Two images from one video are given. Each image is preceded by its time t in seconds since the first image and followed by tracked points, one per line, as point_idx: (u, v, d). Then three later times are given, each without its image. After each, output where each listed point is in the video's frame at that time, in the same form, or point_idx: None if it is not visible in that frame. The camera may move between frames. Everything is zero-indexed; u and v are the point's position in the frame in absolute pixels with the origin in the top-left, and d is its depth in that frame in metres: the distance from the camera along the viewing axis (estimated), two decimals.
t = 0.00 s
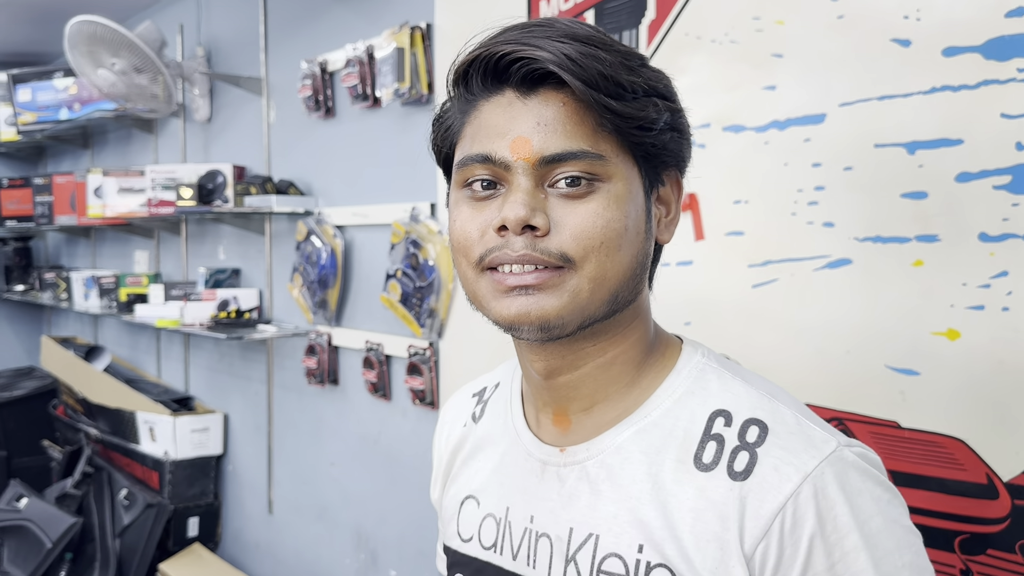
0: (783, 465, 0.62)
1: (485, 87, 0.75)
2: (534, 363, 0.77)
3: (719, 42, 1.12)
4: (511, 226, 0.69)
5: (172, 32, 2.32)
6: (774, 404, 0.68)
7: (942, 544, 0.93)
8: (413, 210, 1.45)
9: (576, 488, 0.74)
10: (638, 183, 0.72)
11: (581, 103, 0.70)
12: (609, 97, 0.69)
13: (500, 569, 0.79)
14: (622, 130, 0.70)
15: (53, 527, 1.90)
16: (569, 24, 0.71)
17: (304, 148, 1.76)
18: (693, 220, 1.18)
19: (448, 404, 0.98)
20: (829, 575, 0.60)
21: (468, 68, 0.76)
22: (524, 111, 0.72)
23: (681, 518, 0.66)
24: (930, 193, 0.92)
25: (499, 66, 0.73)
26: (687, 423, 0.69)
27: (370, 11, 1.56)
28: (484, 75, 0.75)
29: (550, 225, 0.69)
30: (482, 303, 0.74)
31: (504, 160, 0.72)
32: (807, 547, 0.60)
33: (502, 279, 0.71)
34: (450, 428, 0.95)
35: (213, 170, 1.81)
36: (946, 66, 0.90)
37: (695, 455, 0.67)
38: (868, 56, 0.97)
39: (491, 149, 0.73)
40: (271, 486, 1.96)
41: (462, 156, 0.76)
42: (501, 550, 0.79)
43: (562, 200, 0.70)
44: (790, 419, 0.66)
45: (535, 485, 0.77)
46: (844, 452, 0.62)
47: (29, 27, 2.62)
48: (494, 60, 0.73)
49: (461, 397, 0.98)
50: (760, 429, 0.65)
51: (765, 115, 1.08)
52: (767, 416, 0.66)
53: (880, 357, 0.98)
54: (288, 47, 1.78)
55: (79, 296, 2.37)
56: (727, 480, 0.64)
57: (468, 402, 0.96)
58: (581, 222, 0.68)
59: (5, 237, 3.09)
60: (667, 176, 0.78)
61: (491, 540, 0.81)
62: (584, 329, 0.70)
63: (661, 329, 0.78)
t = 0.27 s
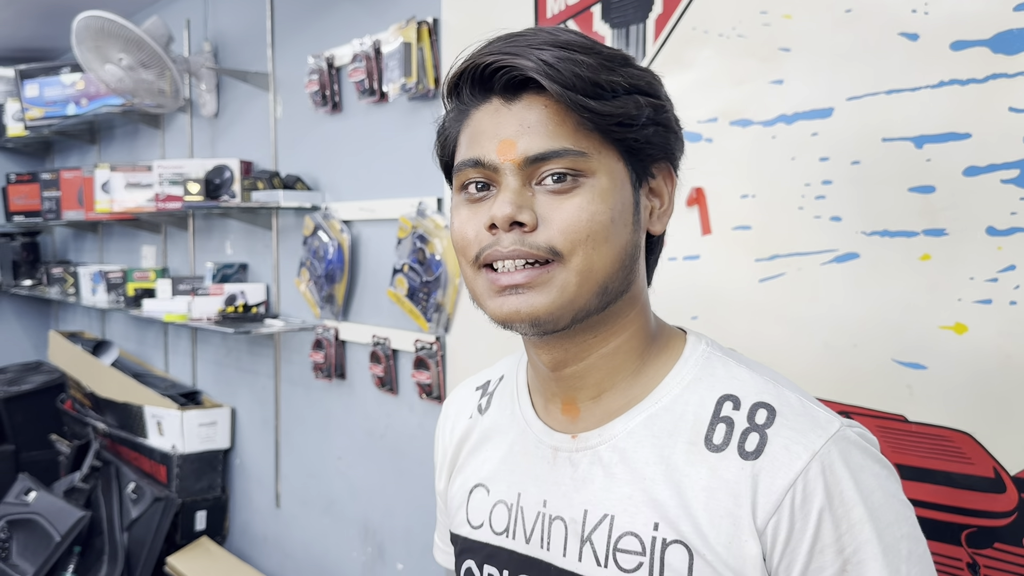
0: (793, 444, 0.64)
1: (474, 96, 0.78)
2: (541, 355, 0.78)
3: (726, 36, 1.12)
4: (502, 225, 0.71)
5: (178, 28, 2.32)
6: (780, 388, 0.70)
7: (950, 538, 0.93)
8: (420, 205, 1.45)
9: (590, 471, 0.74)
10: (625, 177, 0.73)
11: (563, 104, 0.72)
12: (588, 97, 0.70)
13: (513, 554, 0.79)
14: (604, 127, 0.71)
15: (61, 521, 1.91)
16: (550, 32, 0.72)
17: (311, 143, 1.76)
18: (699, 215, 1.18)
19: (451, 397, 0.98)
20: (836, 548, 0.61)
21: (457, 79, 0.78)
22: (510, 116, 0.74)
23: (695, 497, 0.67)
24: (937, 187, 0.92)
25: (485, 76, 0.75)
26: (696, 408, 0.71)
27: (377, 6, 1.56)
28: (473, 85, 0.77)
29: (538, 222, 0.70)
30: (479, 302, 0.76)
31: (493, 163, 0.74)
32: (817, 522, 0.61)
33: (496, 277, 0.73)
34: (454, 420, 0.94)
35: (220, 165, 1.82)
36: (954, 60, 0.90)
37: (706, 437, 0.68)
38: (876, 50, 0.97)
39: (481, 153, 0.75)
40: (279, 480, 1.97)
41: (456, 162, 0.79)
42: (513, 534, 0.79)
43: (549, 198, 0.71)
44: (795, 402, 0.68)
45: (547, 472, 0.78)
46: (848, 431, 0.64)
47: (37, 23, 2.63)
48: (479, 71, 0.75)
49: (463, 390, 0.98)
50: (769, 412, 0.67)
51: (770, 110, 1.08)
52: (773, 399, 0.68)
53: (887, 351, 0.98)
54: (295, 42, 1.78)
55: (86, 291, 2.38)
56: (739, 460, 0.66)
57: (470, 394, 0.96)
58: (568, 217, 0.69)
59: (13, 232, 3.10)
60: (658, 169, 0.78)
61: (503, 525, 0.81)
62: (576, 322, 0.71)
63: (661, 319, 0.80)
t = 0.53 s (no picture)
0: (771, 440, 0.64)
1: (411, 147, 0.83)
2: (528, 359, 0.80)
3: (730, 31, 1.12)
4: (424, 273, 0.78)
5: (182, 23, 2.32)
6: (764, 386, 0.70)
7: (952, 533, 0.93)
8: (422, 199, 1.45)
9: (579, 462, 0.75)
10: (516, 201, 0.72)
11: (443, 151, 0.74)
12: (449, 144, 0.72)
13: (509, 540, 0.79)
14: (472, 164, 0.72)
15: (65, 515, 1.92)
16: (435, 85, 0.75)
17: (314, 138, 1.76)
18: (703, 209, 1.18)
19: (462, 389, 0.98)
20: (811, 543, 0.61)
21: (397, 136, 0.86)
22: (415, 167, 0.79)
23: (675, 490, 0.67)
24: (941, 182, 0.92)
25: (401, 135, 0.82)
26: (680, 405, 0.71)
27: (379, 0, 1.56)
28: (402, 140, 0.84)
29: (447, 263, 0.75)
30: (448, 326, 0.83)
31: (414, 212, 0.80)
32: (792, 516, 0.62)
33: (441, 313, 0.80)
34: (462, 412, 0.95)
35: (223, 160, 1.82)
36: (957, 55, 0.90)
37: (688, 431, 0.69)
38: (879, 45, 0.97)
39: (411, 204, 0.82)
40: (282, 474, 1.97)
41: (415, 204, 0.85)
42: (510, 520, 0.80)
43: (452, 237, 0.75)
44: (778, 400, 0.68)
45: (543, 462, 0.78)
46: (827, 429, 0.64)
47: (41, 19, 2.63)
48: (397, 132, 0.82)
49: (474, 383, 0.98)
50: (751, 410, 0.67)
51: (773, 105, 1.08)
52: (757, 397, 0.68)
53: (891, 346, 0.98)
54: (298, 38, 1.78)
55: (90, 286, 2.39)
56: (718, 455, 0.66)
57: (482, 386, 0.96)
58: (466, 257, 0.73)
59: (17, 227, 3.11)
60: (569, 173, 0.73)
61: (502, 512, 0.81)
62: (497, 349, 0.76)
63: (637, 316, 0.78)
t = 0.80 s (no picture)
0: (730, 425, 0.65)
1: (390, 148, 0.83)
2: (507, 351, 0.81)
3: (732, 24, 1.12)
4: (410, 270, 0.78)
5: (184, 17, 2.32)
6: (728, 372, 0.70)
7: (954, 527, 0.93)
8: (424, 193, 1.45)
9: (551, 446, 0.77)
10: (497, 197, 0.73)
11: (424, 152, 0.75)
12: (426, 146, 0.73)
13: (489, 525, 0.81)
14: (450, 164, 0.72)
15: (68, 508, 1.93)
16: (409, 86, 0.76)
17: (315, 132, 1.76)
18: (704, 203, 1.18)
19: (454, 382, 1.00)
20: (769, 526, 0.62)
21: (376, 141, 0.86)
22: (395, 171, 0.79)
23: (639, 473, 0.69)
24: (943, 175, 0.92)
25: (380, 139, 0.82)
26: (647, 391, 0.72)
27: None
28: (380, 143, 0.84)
29: (433, 260, 0.76)
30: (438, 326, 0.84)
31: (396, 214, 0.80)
32: (750, 499, 0.62)
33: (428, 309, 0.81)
34: (454, 403, 0.97)
35: (225, 154, 1.82)
36: (960, 48, 0.90)
37: (654, 417, 0.70)
38: (882, 38, 0.96)
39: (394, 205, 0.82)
40: (285, 467, 1.98)
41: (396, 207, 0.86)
42: (490, 505, 0.82)
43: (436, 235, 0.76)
44: (740, 384, 0.68)
45: (522, 448, 0.80)
46: (787, 414, 0.65)
47: (43, 13, 2.63)
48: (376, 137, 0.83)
49: (465, 375, 1.00)
50: (713, 395, 0.68)
51: (776, 98, 1.08)
52: (721, 382, 0.69)
53: (892, 340, 0.98)
54: (300, 32, 1.78)
55: (93, 280, 2.40)
56: (680, 439, 0.67)
57: (472, 377, 0.98)
58: (452, 253, 0.73)
59: (19, 221, 3.11)
60: (546, 168, 0.74)
61: (484, 497, 0.82)
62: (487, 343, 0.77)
63: (616, 304, 0.79)
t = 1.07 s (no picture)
0: (737, 409, 0.64)
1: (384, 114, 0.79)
2: (500, 336, 0.80)
3: (741, 14, 1.11)
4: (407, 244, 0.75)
5: (185, 9, 2.31)
6: (729, 356, 0.70)
7: (964, 521, 0.92)
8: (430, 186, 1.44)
9: (551, 440, 0.76)
10: (511, 174, 0.71)
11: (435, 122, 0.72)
12: (443, 113, 0.70)
13: (488, 522, 0.79)
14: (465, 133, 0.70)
15: (71, 502, 1.93)
16: (424, 54, 0.73)
17: (318, 125, 1.75)
18: (713, 195, 1.16)
19: (436, 376, 0.98)
20: (781, 509, 0.61)
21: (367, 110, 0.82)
22: (395, 140, 0.76)
23: (645, 462, 0.68)
24: (955, 167, 0.91)
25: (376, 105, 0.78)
26: (649, 378, 0.71)
27: None
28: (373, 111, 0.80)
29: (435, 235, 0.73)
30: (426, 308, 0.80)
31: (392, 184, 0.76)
32: (760, 483, 0.62)
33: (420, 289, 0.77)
34: (437, 398, 0.95)
35: (227, 147, 1.81)
36: (973, 38, 0.89)
37: (658, 405, 0.69)
38: (894, 28, 0.95)
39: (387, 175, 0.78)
40: (288, 461, 1.97)
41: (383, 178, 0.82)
42: (486, 502, 0.80)
43: (440, 209, 0.73)
44: (742, 368, 0.68)
45: (518, 442, 0.79)
46: (792, 396, 0.65)
47: (43, 6, 2.62)
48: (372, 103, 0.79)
49: (448, 369, 0.98)
50: (717, 379, 0.67)
51: (785, 89, 1.07)
52: (723, 367, 0.69)
53: (903, 333, 0.96)
54: (302, 24, 1.77)
55: (94, 274, 2.39)
56: (687, 426, 0.66)
57: (454, 371, 0.96)
58: (459, 228, 0.71)
59: (20, 216, 3.10)
60: (563, 149, 0.73)
61: (479, 494, 0.81)
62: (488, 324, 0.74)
63: (613, 291, 0.79)
